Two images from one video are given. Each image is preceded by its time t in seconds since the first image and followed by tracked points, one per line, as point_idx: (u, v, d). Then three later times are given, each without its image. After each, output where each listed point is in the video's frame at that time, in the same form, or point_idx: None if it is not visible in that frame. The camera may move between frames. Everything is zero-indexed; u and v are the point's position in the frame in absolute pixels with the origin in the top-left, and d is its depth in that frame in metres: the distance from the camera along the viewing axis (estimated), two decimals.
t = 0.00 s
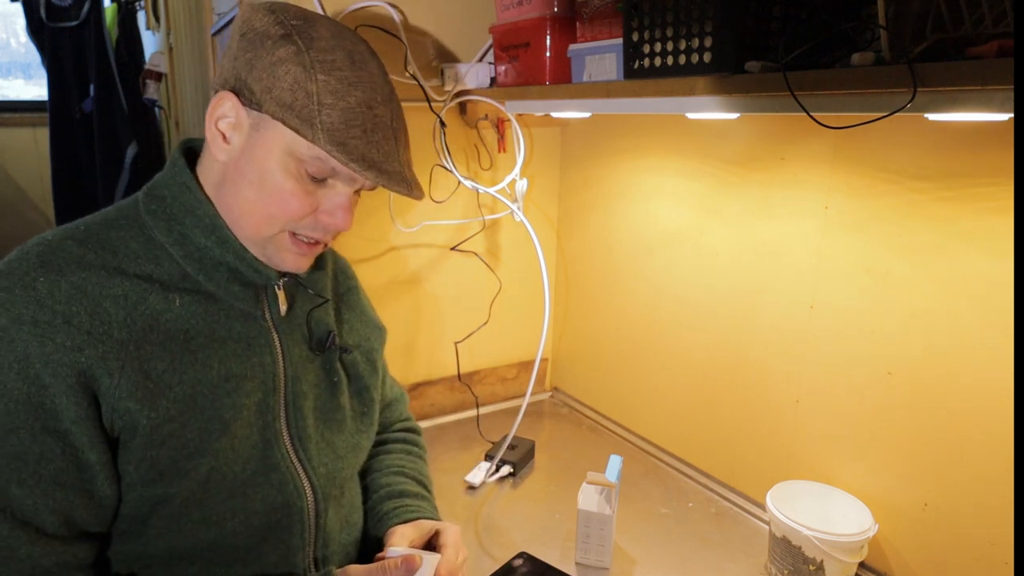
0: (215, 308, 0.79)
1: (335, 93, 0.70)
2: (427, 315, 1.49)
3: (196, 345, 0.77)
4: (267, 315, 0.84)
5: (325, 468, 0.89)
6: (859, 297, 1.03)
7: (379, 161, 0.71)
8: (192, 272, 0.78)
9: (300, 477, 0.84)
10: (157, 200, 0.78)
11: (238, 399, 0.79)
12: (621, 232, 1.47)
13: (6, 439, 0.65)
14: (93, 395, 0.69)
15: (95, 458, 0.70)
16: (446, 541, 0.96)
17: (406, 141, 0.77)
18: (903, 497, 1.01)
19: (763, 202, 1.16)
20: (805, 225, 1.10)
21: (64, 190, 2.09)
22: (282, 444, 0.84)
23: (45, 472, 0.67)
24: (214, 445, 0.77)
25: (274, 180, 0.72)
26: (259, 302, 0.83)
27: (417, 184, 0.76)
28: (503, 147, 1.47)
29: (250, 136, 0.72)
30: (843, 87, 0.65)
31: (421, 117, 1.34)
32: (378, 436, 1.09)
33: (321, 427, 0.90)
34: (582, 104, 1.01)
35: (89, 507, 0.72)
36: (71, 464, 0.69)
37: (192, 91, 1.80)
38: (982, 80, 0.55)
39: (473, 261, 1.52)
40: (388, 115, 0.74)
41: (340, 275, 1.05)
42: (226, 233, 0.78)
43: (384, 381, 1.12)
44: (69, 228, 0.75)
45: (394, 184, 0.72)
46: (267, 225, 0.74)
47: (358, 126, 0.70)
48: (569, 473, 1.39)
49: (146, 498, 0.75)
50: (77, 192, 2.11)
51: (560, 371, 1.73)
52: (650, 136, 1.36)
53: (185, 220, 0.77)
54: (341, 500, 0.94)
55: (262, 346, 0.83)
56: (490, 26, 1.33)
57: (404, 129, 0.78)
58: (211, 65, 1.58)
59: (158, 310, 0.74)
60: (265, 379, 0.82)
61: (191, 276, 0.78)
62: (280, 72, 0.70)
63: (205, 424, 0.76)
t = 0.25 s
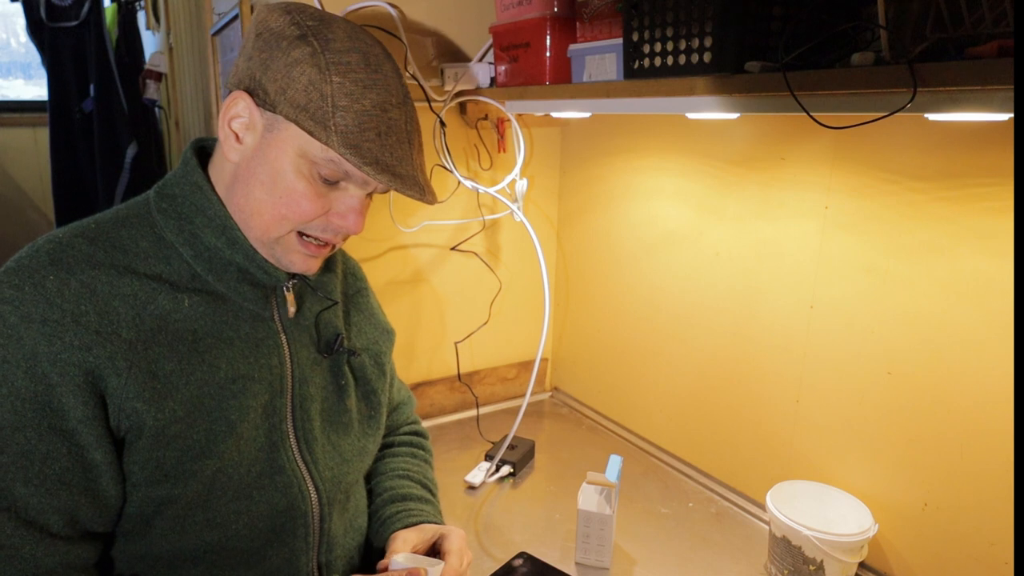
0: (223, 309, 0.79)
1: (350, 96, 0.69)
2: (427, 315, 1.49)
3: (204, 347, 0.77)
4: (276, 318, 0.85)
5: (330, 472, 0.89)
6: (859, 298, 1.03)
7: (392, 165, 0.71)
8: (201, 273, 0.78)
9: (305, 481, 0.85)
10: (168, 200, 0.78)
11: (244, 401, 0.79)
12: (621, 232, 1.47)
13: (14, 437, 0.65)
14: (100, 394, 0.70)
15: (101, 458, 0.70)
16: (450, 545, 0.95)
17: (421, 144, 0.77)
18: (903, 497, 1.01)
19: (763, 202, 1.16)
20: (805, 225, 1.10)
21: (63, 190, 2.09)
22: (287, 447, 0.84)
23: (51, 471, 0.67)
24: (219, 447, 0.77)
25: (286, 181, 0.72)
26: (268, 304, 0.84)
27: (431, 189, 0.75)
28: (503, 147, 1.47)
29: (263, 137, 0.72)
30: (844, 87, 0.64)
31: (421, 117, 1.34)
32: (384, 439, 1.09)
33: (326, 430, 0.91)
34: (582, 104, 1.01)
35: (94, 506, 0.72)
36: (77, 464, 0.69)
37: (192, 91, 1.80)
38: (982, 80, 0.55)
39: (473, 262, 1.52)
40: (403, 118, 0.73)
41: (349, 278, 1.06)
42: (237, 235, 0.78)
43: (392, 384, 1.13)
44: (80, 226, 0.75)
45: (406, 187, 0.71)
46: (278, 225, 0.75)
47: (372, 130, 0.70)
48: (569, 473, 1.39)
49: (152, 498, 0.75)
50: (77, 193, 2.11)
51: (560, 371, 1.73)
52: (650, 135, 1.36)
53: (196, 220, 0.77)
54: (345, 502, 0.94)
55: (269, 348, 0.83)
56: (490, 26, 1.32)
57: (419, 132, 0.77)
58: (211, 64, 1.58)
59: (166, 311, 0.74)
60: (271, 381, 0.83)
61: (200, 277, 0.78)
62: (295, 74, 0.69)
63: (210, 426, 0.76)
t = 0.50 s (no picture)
0: (228, 312, 0.79)
1: (362, 102, 0.70)
2: (427, 315, 1.49)
3: (208, 350, 0.77)
4: (281, 321, 0.85)
5: (333, 476, 0.89)
6: (859, 298, 1.03)
7: (401, 173, 0.72)
8: (207, 276, 0.78)
9: (307, 485, 0.85)
10: (174, 200, 0.78)
11: (248, 405, 0.79)
12: (621, 232, 1.47)
13: (19, 440, 0.65)
14: (104, 398, 0.70)
15: (104, 461, 0.70)
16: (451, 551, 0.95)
17: (429, 152, 0.78)
18: (903, 497, 1.01)
19: (764, 202, 1.16)
20: (805, 225, 1.10)
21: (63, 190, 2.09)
22: (290, 451, 0.84)
23: (55, 474, 0.67)
24: (222, 452, 0.77)
25: (295, 186, 0.72)
26: (273, 307, 0.84)
27: (438, 197, 0.76)
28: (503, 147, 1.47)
29: (272, 141, 0.72)
30: (844, 87, 0.64)
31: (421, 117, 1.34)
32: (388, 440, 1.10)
33: (329, 434, 0.91)
34: (582, 104, 1.01)
35: (97, 508, 0.72)
36: (80, 467, 0.69)
37: (192, 91, 1.81)
38: (982, 80, 0.55)
39: (473, 261, 1.52)
40: (412, 126, 0.74)
41: (355, 280, 1.06)
42: (243, 238, 0.78)
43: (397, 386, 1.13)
44: (87, 227, 0.75)
45: (415, 197, 0.73)
46: (286, 230, 0.75)
47: (383, 138, 0.70)
48: (569, 473, 1.39)
49: (155, 500, 0.75)
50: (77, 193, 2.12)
51: (559, 371, 1.73)
52: (650, 136, 1.36)
53: (203, 223, 0.77)
54: (347, 506, 0.94)
55: (274, 352, 0.83)
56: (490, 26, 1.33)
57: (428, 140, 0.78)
58: (211, 64, 1.59)
59: (171, 314, 0.74)
60: (275, 385, 0.83)
61: (206, 280, 0.78)
62: (307, 78, 0.69)
63: (214, 430, 0.76)
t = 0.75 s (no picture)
0: (230, 313, 0.79)
1: (365, 104, 0.70)
2: (427, 315, 1.49)
3: (211, 351, 0.77)
4: (283, 322, 0.85)
5: (335, 476, 0.89)
6: (859, 298, 1.03)
7: (404, 176, 0.72)
8: (209, 276, 0.78)
9: (309, 486, 0.85)
10: (178, 201, 0.78)
11: (250, 406, 0.79)
12: (621, 233, 1.47)
13: (21, 440, 0.65)
14: (107, 398, 0.70)
15: (107, 462, 0.70)
16: (449, 550, 0.95)
17: (432, 154, 0.78)
18: (903, 497, 1.01)
19: (764, 202, 1.16)
20: (805, 225, 1.10)
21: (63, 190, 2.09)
22: (292, 452, 0.84)
23: (57, 474, 0.67)
24: (224, 453, 0.77)
25: (297, 188, 0.72)
26: (276, 308, 0.84)
27: (440, 199, 0.76)
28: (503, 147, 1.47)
29: (275, 142, 0.72)
30: (844, 87, 0.64)
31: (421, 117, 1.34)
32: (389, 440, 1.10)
33: (331, 434, 0.91)
34: (582, 104, 1.01)
35: (99, 509, 0.72)
36: (83, 467, 0.69)
37: (192, 91, 1.81)
38: (982, 80, 0.55)
39: (473, 261, 1.52)
40: (415, 127, 0.74)
41: (358, 280, 1.06)
42: (246, 239, 0.78)
43: (399, 386, 1.13)
44: (90, 227, 0.75)
45: (417, 200, 0.73)
46: (289, 232, 0.75)
47: (386, 140, 0.70)
48: (569, 473, 1.39)
49: (158, 500, 0.75)
50: (77, 193, 2.12)
51: (559, 371, 1.73)
52: (650, 136, 1.36)
53: (206, 223, 0.77)
54: (349, 506, 0.94)
55: (276, 353, 0.83)
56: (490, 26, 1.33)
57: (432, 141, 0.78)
58: (211, 64, 1.59)
59: (174, 314, 0.74)
60: (277, 386, 0.83)
61: (208, 280, 0.78)
62: (310, 79, 0.69)
63: (216, 430, 0.76)
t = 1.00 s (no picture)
0: (232, 312, 0.79)
1: (366, 105, 0.70)
2: (427, 314, 1.49)
3: (213, 350, 0.77)
4: (285, 321, 0.85)
5: (336, 475, 0.89)
6: (859, 298, 1.03)
7: (404, 177, 0.72)
8: (211, 275, 0.78)
9: (310, 485, 0.85)
10: (180, 201, 0.78)
11: (252, 405, 0.79)
12: (621, 232, 1.47)
13: (23, 439, 0.65)
14: (109, 397, 0.70)
15: (109, 460, 0.70)
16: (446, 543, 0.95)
17: (432, 154, 0.78)
18: (903, 497, 1.01)
19: (764, 202, 1.16)
20: (805, 225, 1.10)
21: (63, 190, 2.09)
22: (294, 451, 0.84)
23: (60, 473, 0.67)
24: (225, 451, 0.77)
25: (298, 188, 0.72)
26: (278, 307, 0.84)
27: (440, 200, 0.76)
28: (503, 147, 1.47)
29: (276, 142, 0.72)
30: (844, 87, 0.64)
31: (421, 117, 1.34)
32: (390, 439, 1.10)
33: (332, 433, 0.91)
34: (582, 104, 1.01)
35: (101, 507, 0.72)
36: (85, 466, 0.69)
37: (192, 91, 1.81)
38: (982, 80, 0.55)
39: (473, 261, 1.52)
40: (416, 128, 0.74)
41: (360, 280, 1.06)
42: (248, 238, 0.78)
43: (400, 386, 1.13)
44: (93, 226, 0.75)
45: (417, 201, 0.73)
46: (291, 233, 0.75)
47: (386, 141, 0.70)
48: (569, 473, 1.39)
49: (159, 499, 0.75)
50: (77, 193, 2.12)
51: (559, 371, 1.73)
52: (650, 136, 1.36)
53: (208, 222, 0.77)
54: (350, 505, 0.94)
55: (278, 352, 0.83)
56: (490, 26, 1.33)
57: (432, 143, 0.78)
58: (211, 64, 1.59)
59: (176, 313, 0.74)
60: (279, 385, 0.83)
61: (211, 280, 0.78)
62: (312, 80, 0.69)
63: (218, 429, 0.76)
